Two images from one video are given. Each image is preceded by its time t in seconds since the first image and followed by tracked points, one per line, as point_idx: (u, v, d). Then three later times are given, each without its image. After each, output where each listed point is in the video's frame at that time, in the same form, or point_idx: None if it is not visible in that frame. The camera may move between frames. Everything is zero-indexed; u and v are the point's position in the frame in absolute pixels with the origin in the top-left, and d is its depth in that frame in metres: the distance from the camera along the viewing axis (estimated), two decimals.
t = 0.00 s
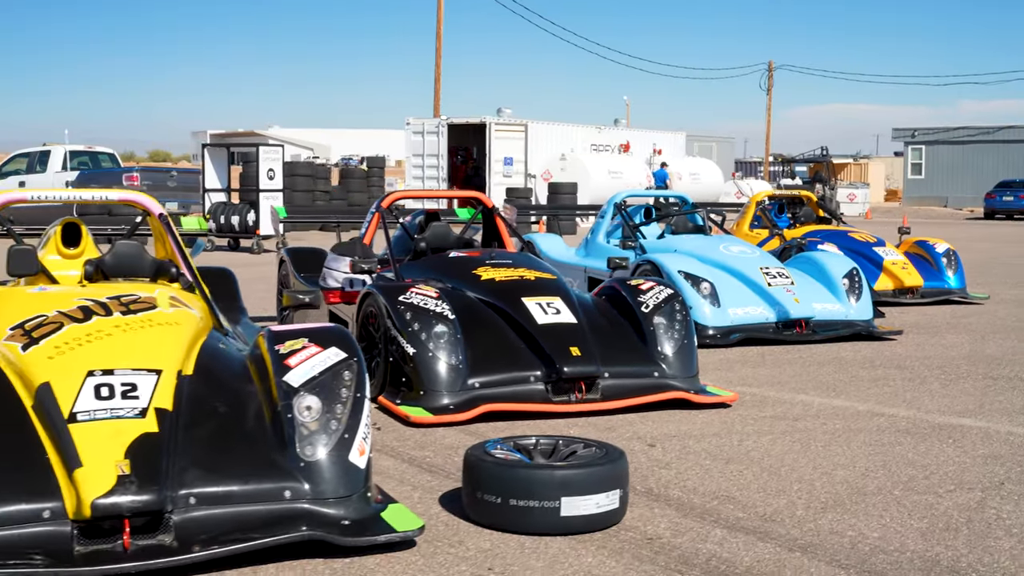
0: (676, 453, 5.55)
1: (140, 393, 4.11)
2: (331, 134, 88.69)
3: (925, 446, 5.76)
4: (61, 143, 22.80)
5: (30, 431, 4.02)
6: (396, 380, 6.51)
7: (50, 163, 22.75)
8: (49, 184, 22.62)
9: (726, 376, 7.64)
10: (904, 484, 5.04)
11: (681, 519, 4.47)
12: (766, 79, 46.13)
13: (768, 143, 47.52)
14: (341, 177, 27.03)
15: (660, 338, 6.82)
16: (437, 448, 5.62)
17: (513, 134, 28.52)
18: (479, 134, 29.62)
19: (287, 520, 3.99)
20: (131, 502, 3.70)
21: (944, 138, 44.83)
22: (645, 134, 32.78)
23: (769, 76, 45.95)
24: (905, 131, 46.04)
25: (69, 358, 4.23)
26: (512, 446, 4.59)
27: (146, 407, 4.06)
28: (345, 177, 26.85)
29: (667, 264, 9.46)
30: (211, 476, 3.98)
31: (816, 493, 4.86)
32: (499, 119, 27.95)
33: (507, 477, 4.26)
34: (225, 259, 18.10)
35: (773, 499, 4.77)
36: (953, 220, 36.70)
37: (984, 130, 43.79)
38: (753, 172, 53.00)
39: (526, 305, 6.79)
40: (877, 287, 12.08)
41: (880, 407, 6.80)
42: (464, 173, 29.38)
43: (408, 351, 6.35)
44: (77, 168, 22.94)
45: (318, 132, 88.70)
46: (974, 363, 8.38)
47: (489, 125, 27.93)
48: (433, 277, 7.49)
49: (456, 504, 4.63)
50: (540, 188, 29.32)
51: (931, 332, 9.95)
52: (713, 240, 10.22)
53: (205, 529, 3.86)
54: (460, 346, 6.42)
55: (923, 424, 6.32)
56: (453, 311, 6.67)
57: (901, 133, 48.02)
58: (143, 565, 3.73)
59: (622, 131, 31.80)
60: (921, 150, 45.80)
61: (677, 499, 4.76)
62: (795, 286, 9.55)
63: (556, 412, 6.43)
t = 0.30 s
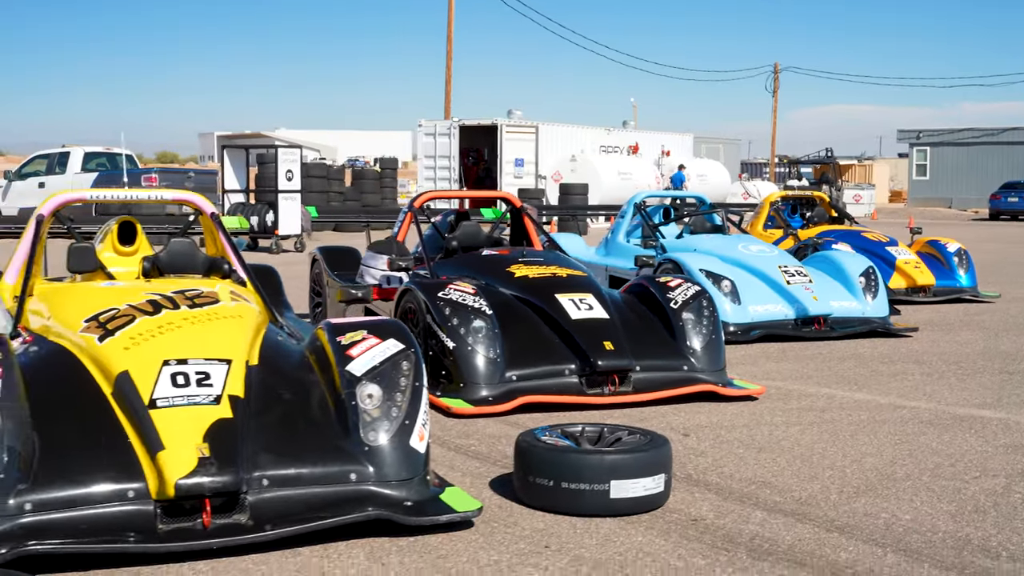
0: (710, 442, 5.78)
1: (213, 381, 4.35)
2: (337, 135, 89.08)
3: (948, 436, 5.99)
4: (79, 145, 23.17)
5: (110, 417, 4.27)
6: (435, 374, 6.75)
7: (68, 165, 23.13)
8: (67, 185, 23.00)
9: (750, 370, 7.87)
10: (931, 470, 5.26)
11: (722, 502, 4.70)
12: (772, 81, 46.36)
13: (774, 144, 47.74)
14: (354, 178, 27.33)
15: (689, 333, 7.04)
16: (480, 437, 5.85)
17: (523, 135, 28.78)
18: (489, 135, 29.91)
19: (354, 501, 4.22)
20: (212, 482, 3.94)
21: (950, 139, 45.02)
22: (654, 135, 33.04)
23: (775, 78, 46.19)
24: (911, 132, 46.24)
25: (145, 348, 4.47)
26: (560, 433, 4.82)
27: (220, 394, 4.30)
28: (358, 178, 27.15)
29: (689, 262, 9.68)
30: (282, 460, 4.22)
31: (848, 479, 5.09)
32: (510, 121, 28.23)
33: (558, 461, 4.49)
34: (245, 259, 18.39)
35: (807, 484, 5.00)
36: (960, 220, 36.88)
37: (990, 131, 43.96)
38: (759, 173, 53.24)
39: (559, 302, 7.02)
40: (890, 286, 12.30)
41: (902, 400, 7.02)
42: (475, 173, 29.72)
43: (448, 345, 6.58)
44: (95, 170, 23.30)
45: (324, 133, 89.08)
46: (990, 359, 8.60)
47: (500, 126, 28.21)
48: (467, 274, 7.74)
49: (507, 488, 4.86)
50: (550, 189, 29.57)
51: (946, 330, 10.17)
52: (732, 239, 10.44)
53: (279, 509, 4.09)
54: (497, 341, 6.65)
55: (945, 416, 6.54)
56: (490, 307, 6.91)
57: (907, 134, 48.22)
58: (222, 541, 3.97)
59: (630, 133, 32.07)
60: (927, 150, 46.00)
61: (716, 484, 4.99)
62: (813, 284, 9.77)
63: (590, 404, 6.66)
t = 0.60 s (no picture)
0: (743, 432, 6.00)
1: (280, 369, 4.58)
2: (342, 136, 89.59)
3: (971, 427, 6.21)
4: (96, 147, 23.69)
5: (184, 404, 4.50)
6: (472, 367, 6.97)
7: (85, 166, 23.68)
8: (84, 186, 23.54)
9: (774, 365, 8.09)
10: (958, 458, 5.49)
11: (761, 486, 4.93)
12: (778, 82, 46.61)
13: (780, 145, 48.00)
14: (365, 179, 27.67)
15: (717, 328, 7.26)
16: (521, 427, 6.07)
17: (533, 136, 29.07)
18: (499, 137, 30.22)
19: (415, 483, 4.45)
20: (285, 464, 4.17)
21: (954, 140, 45.24)
22: (661, 136, 33.31)
23: (781, 79, 46.46)
24: (915, 134, 46.47)
25: (214, 339, 4.71)
26: (605, 421, 5.04)
27: (287, 382, 4.53)
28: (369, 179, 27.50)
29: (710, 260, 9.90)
30: (348, 445, 4.45)
31: (879, 466, 5.32)
32: (520, 123, 28.54)
33: (606, 447, 4.72)
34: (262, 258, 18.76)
35: (841, 470, 5.23)
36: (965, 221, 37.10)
37: (994, 133, 44.15)
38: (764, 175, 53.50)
39: (591, 298, 7.25)
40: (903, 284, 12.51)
41: (924, 393, 7.24)
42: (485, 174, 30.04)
43: (485, 340, 6.80)
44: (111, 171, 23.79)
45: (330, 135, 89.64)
46: (1007, 354, 8.81)
47: (510, 127, 28.52)
48: (499, 271, 7.97)
49: (554, 473, 5.09)
50: (559, 190, 29.83)
51: (961, 327, 10.38)
52: (750, 238, 10.66)
53: (347, 491, 4.32)
54: (533, 335, 6.87)
55: (967, 408, 6.76)
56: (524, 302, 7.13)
57: (912, 136, 48.45)
58: (294, 520, 4.20)
59: (639, 134, 32.35)
60: (931, 151, 46.23)
61: (754, 470, 5.22)
62: (830, 282, 9.98)
63: (622, 396, 6.88)
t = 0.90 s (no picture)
0: (771, 422, 6.24)
1: (340, 360, 4.82)
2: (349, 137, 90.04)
3: (992, 418, 6.44)
4: (113, 148, 24.16)
5: (250, 394, 4.74)
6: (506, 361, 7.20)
7: (102, 167, 24.15)
8: (102, 186, 24.00)
9: (795, 360, 8.32)
10: (980, 448, 5.72)
11: (795, 473, 5.16)
12: (784, 83, 46.89)
13: (787, 145, 48.22)
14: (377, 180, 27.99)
15: (742, 324, 7.48)
16: (558, 419, 6.31)
17: (543, 137, 29.35)
18: (509, 137, 30.53)
19: (469, 469, 4.69)
20: (350, 450, 4.41)
21: (959, 140, 45.44)
22: (670, 137, 33.57)
23: (787, 81, 46.73)
24: (921, 134, 46.69)
25: (276, 332, 4.95)
26: (645, 410, 5.27)
27: (348, 372, 4.77)
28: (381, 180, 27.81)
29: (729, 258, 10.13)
30: (406, 432, 4.69)
31: (905, 454, 5.55)
32: (530, 124, 28.85)
33: (648, 435, 4.95)
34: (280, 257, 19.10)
35: (869, 458, 5.47)
36: (971, 221, 37.30)
37: (1000, 133, 44.33)
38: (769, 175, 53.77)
39: (621, 295, 7.49)
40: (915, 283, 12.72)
41: (943, 387, 7.47)
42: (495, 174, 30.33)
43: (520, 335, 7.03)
44: (128, 171, 24.25)
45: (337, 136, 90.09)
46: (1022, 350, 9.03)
47: (520, 128, 28.82)
48: (530, 269, 8.21)
49: (596, 461, 5.32)
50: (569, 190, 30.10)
51: (975, 324, 10.60)
52: (768, 237, 10.88)
53: (406, 475, 4.56)
54: (566, 330, 7.09)
55: (986, 401, 6.99)
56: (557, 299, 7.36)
57: (917, 137, 48.66)
58: (357, 503, 4.43)
59: (647, 135, 32.61)
60: (937, 152, 46.44)
61: (786, 457, 5.45)
62: (847, 280, 10.18)
63: (651, 390, 7.12)
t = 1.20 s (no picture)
0: (798, 414, 6.48)
1: (394, 353, 5.06)
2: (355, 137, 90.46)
3: (1011, 411, 6.67)
4: (130, 148, 24.61)
5: (309, 386, 4.98)
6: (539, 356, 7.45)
7: (118, 167, 24.59)
8: (119, 186, 24.44)
9: (816, 356, 8.56)
10: (1001, 438, 5.96)
11: (826, 461, 5.40)
12: (790, 84, 47.13)
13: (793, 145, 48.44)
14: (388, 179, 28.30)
15: (766, 320, 7.71)
16: (592, 411, 6.55)
17: (553, 137, 29.64)
18: (520, 137, 30.84)
19: (517, 456, 4.93)
20: (407, 438, 4.64)
21: (965, 140, 45.61)
22: (678, 137, 33.82)
23: (793, 81, 46.98)
24: (927, 134, 46.89)
25: (331, 326, 5.19)
26: (682, 401, 5.50)
27: (402, 365, 5.01)
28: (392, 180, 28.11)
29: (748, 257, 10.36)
30: (457, 421, 4.92)
31: (929, 444, 5.79)
32: (541, 124, 29.17)
33: (687, 425, 5.19)
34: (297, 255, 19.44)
35: (895, 448, 5.70)
36: (977, 220, 37.47)
37: (1005, 133, 44.51)
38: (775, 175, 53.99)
39: (649, 292, 7.73)
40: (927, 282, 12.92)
41: (961, 381, 7.70)
42: (505, 174, 30.60)
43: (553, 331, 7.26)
44: (144, 171, 24.68)
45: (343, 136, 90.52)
46: None
47: (531, 128, 29.14)
48: (558, 268, 8.46)
49: (635, 450, 5.56)
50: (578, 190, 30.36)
51: (988, 322, 10.82)
52: (785, 236, 11.10)
53: (459, 462, 4.80)
54: (597, 327, 7.30)
55: (1005, 395, 7.21)
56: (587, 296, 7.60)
57: (923, 137, 48.86)
58: (414, 488, 4.67)
59: (655, 135, 32.86)
60: (942, 152, 46.63)
61: (815, 447, 5.69)
62: (863, 278, 10.39)
63: (679, 384, 7.36)
